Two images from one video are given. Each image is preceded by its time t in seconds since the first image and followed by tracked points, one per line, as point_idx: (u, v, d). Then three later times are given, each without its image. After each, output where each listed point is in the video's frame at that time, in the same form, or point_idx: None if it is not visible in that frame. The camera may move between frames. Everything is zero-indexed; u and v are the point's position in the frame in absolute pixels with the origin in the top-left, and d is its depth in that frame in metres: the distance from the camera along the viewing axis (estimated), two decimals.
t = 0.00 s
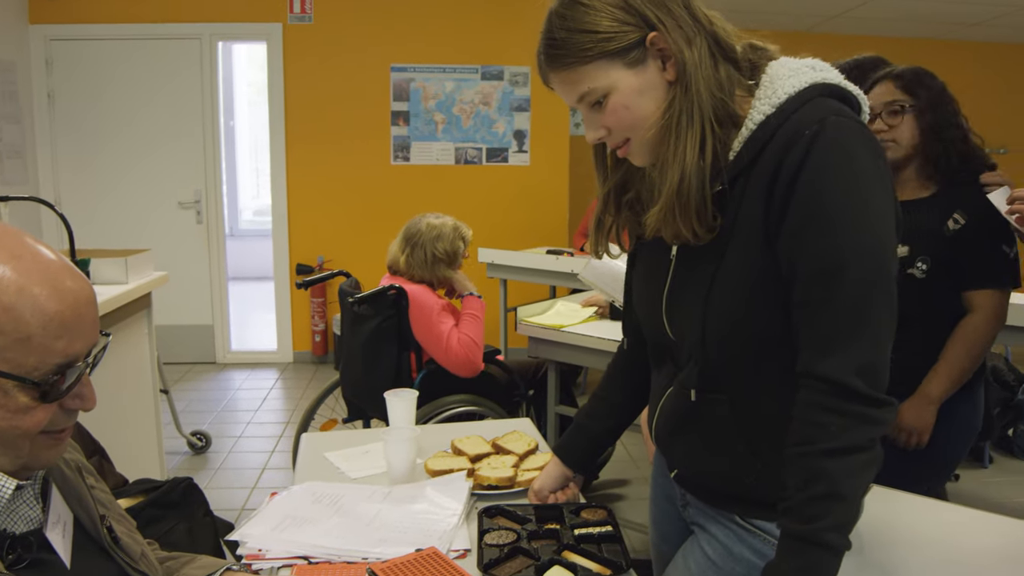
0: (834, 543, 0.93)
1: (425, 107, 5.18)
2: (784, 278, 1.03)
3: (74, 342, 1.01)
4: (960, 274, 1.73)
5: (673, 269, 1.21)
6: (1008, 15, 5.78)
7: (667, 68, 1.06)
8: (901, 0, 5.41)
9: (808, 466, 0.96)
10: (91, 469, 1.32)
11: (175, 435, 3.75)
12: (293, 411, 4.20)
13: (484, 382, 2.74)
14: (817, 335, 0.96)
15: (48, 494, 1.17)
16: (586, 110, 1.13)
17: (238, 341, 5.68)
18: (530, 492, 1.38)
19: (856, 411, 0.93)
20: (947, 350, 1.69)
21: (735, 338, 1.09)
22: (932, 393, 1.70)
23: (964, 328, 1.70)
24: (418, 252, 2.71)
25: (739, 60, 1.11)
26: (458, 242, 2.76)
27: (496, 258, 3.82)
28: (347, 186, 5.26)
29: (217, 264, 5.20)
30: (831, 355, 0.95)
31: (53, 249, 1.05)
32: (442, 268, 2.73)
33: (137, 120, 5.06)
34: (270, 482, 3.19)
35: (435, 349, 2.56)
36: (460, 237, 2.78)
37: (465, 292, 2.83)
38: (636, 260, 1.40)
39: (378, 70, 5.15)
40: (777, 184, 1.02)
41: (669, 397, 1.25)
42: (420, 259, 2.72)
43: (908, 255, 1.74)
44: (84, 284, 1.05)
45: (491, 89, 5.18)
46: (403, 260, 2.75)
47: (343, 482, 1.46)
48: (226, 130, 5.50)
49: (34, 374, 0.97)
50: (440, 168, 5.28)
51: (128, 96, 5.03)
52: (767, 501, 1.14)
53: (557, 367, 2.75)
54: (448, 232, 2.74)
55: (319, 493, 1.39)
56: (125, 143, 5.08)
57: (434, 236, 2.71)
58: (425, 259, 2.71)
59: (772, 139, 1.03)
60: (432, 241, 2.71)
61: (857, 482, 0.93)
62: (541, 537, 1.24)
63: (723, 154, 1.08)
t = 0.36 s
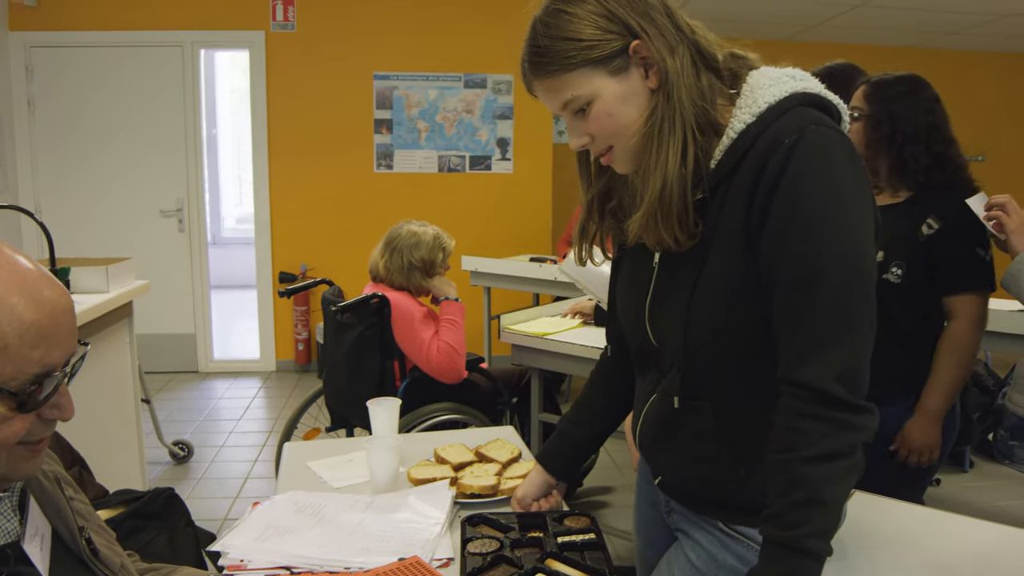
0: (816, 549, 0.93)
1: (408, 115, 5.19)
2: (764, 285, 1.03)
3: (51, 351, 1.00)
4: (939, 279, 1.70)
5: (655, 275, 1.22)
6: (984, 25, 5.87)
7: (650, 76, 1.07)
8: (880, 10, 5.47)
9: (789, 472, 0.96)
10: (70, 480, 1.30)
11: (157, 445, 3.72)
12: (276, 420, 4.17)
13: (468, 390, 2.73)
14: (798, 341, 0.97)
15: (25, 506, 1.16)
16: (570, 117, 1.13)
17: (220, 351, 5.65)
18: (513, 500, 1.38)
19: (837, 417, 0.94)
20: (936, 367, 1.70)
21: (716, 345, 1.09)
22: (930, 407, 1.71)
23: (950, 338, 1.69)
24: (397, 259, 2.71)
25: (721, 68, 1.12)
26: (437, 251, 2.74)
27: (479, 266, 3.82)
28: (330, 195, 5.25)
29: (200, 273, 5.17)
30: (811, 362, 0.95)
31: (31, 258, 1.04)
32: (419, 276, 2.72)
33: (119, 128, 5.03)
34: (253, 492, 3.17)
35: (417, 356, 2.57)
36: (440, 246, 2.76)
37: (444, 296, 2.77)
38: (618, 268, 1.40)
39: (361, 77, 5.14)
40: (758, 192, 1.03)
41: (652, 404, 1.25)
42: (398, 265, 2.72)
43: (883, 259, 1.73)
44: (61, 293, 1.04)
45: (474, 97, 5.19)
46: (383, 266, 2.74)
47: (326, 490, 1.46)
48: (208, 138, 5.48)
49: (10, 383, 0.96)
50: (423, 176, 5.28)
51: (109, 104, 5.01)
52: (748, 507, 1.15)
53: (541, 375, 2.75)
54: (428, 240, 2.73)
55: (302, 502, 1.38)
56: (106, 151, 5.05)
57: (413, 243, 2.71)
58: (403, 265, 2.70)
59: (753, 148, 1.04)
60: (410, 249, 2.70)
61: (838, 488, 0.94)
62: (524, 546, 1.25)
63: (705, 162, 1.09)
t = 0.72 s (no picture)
0: (797, 555, 0.94)
1: (391, 124, 5.19)
2: (746, 293, 1.04)
3: (28, 361, 0.99)
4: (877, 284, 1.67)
5: (640, 282, 1.22)
6: (961, 34, 5.96)
7: (636, 84, 1.08)
8: (861, 19, 5.53)
9: (772, 479, 0.97)
10: (49, 491, 1.29)
11: (138, 455, 3.69)
12: (259, 429, 4.15)
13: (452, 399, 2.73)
14: (780, 349, 0.97)
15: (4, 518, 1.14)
16: (556, 125, 1.14)
17: (203, 360, 5.61)
18: (496, 508, 1.38)
19: (819, 425, 0.95)
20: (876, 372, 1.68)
21: (700, 353, 1.10)
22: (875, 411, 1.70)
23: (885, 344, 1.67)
24: (378, 268, 2.70)
25: (705, 78, 1.13)
26: (419, 260, 2.74)
27: (463, 274, 3.83)
28: (315, 203, 5.24)
29: (182, 282, 5.13)
30: (793, 370, 0.96)
31: (8, 268, 1.03)
32: (401, 284, 2.71)
33: (101, 135, 5.00)
34: (235, 502, 3.14)
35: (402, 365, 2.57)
36: (422, 255, 2.76)
37: (427, 305, 2.80)
38: (603, 275, 1.41)
39: (345, 86, 5.14)
40: (740, 201, 1.03)
41: (636, 411, 1.25)
42: (379, 274, 2.71)
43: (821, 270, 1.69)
44: (39, 303, 1.03)
45: (458, 105, 5.20)
46: (365, 275, 2.73)
47: (309, 500, 1.45)
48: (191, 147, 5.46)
49: None
50: (407, 185, 5.27)
51: (90, 113, 4.98)
52: (731, 514, 1.15)
53: (525, 384, 2.75)
54: (410, 248, 2.72)
55: (285, 513, 1.38)
56: (87, 159, 5.02)
57: (395, 252, 2.70)
58: (384, 274, 2.70)
59: (736, 157, 1.04)
60: (392, 258, 2.70)
61: (819, 495, 0.95)
62: (508, 555, 1.25)
63: (689, 170, 1.10)
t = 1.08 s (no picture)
0: (779, 559, 0.94)
1: (375, 129, 5.18)
2: (727, 299, 1.05)
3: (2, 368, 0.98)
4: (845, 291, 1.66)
5: (621, 287, 1.23)
6: (940, 41, 6.03)
7: (621, 88, 1.08)
8: (841, 26, 5.58)
9: (753, 484, 0.97)
10: (27, 498, 1.27)
11: (120, 463, 3.66)
12: (242, 436, 4.12)
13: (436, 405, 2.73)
14: (761, 354, 0.98)
15: None
16: (540, 128, 1.14)
17: (185, 367, 5.57)
18: (479, 514, 1.38)
19: (800, 429, 0.95)
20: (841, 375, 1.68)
21: (681, 357, 1.10)
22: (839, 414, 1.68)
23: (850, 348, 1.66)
24: (362, 274, 2.70)
25: (688, 84, 1.14)
26: (404, 266, 2.73)
27: (447, 280, 3.83)
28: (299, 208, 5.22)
29: (165, 289, 5.10)
30: (773, 375, 0.97)
31: None
32: (386, 291, 2.71)
33: (81, 141, 4.96)
34: (218, 510, 3.12)
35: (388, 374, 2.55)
36: (407, 260, 2.75)
37: (411, 311, 2.80)
38: (584, 280, 1.41)
39: (327, 91, 5.13)
40: (720, 206, 1.04)
41: (617, 416, 1.26)
42: (364, 280, 2.71)
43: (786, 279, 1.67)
44: (15, 309, 1.02)
45: (441, 111, 5.21)
46: (349, 281, 2.73)
47: (291, 507, 1.44)
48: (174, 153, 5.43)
49: None
50: (391, 190, 5.27)
51: (69, 117, 4.94)
52: (712, 519, 1.16)
53: (508, 389, 2.76)
54: (394, 255, 2.72)
55: (266, 520, 1.37)
56: (68, 164, 4.98)
57: (379, 257, 2.70)
58: (369, 281, 2.69)
59: (717, 162, 1.05)
60: (376, 263, 2.70)
61: (799, 499, 0.96)
62: (491, 560, 1.25)
63: (671, 174, 1.10)
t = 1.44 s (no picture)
0: (765, 559, 0.95)
1: (361, 131, 5.17)
2: (712, 300, 1.05)
3: None
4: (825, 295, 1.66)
5: (607, 288, 1.23)
6: (923, 44, 6.09)
7: (607, 88, 1.09)
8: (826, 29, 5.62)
9: (739, 484, 0.98)
10: (10, 506, 1.26)
11: (106, 466, 3.64)
12: (229, 439, 4.11)
13: (423, 408, 2.72)
14: (746, 355, 0.98)
15: None
16: (526, 129, 1.14)
17: (172, 370, 5.54)
18: (467, 516, 1.38)
19: (786, 430, 0.96)
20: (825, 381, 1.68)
21: (667, 358, 1.10)
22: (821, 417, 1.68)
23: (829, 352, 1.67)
24: (351, 276, 2.69)
25: (673, 86, 1.15)
26: (391, 268, 2.73)
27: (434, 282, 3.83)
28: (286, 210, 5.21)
29: (151, 292, 5.07)
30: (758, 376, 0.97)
31: None
32: (375, 293, 2.71)
33: (65, 144, 4.93)
34: (205, 513, 3.11)
35: (374, 375, 2.56)
36: (395, 263, 2.75)
37: (398, 313, 2.82)
38: (570, 282, 1.41)
39: (314, 93, 5.12)
40: (706, 208, 1.04)
41: (604, 418, 1.26)
42: (352, 282, 2.70)
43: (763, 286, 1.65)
44: None
45: (427, 113, 5.20)
46: (337, 283, 2.72)
47: (278, 511, 1.44)
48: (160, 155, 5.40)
49: None
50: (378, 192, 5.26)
51: (53, 118, 4.90)
52: (698, 520, 1.16)
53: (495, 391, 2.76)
54: (382, 257, 2.71)
55: (252, 523, 1.36)
56: (52, 168, 4.94)
57: (369, 258, 2.69)
58: (357, 281, 2.68)
59: (702, 164, 1.05)
60: (365, 263, 2.69)
61: (785, 499, 0.96)
62: (478, 562, 1.27)
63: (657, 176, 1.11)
